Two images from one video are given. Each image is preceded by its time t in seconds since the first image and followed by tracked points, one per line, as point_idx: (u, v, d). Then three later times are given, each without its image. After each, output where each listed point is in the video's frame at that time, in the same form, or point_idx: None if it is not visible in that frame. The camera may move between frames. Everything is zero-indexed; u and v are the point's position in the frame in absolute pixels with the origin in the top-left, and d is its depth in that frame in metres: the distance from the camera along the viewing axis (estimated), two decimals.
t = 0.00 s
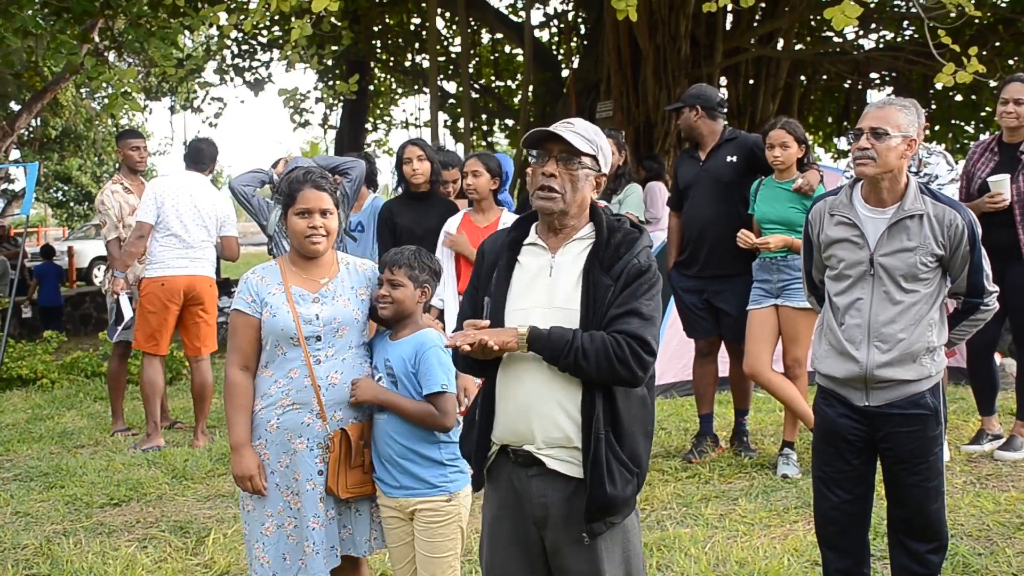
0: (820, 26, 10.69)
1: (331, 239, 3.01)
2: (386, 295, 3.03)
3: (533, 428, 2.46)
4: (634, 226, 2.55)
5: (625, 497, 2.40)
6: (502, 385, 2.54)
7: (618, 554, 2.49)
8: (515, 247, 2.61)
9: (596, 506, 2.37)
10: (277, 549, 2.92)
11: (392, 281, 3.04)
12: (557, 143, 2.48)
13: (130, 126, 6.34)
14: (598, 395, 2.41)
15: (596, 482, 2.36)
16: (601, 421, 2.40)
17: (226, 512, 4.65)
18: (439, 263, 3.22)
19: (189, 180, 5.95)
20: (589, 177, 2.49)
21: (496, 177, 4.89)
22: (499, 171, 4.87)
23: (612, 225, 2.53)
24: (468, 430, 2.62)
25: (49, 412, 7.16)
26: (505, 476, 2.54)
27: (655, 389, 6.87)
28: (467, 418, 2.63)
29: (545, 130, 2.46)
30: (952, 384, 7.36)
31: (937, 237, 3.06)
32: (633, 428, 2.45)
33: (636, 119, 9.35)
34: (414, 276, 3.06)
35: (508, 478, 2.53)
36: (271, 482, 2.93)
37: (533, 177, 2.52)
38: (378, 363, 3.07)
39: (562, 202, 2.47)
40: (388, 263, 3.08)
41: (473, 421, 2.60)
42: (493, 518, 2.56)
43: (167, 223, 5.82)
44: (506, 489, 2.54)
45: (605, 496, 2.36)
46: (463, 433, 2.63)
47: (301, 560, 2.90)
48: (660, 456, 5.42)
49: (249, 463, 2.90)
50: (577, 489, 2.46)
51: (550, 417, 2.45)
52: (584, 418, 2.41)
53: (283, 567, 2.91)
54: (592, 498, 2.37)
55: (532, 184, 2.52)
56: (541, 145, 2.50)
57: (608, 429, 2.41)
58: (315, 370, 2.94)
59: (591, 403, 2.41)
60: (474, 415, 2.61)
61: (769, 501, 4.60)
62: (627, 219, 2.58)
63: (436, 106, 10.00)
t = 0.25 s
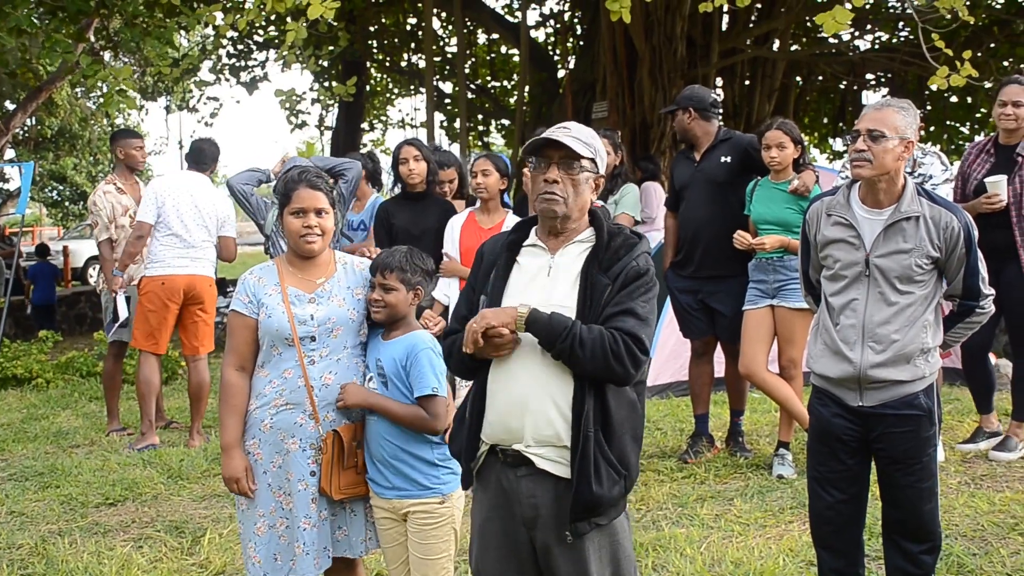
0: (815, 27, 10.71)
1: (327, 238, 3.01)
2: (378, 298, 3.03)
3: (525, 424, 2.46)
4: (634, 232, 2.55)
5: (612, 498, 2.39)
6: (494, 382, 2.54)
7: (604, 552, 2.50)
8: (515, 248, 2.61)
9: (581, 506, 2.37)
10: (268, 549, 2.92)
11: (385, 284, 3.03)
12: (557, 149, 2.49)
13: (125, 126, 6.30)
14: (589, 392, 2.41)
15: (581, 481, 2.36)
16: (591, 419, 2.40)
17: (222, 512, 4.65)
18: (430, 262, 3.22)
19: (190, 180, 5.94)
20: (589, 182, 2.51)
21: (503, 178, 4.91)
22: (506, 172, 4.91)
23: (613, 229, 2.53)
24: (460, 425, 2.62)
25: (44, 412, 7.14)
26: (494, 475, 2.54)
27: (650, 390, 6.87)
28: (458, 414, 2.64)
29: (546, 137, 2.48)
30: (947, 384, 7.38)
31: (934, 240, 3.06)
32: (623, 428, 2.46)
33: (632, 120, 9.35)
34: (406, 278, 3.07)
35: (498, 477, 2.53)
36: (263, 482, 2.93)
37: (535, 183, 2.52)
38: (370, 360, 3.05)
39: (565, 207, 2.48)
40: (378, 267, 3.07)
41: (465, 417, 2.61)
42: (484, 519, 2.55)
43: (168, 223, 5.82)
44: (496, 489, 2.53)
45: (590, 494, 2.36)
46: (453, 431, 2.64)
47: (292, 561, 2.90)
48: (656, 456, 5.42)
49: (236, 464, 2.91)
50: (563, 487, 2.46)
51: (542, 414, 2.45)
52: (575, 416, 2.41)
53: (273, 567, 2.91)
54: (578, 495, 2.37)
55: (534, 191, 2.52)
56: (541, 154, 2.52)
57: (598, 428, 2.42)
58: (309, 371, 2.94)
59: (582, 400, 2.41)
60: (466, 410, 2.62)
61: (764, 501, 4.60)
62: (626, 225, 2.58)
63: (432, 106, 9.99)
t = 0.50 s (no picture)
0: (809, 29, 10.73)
1: (319, 241, 3.01)
2: (360, 307, 3.02)
3: (524, 427, 2.46)
4: (623, 236, 2.57)
5: (614, 496, 2.42)
6: (491, 382, 2.53)
7: (606, 554, 2.51)
8: (504, 250, 2.60)
9: (584, 506, 2.38)
10: (257, 552, 2.92)
11: (367, 292, 3.02)
12: (575, 150, 2.52)
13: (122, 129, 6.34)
14: (587, 394, 2.43)
15: (584, 481, 2.38)
16: (590, 419, 2.42)
17: (215, 514, 4.64)
18: (410, 263, 3.19)
19: (188, 182, 5.96)
20: (591, 191, 2.54)
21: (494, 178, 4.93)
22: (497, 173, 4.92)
23: (602, 232, 2.55)
24: (457, 429, 2.61)
25: (37, 414, 7.12)
26: (493, 479, 2.53)
27: (644, 391, 6.88)
28: (455, 415, 2.62)
29: (569, 135, 2.51)
30: (940, 386, 7.40)
31: (926, 243, 3.07)
32: (619, 428, 2.48)
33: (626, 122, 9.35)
34: (386, 282, 3.05)
35: (496, 482, 2.53)
36: (254, 484, 2.93)
37: (543, 176, 2.52)
38: (363, 365, 3.07)
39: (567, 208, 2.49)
40: (360, 273, 3.04)
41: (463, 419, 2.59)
42: (482, 523, 2.54)
43: (164, 224, 5.83)
44: (494, 492, 2.53)
45: (594, 494, 2.38)
46: (450, 434, 2.62)
47: (280, 564, 2.89)
48: (650, 458, 5.43)
49: (227, 467, 2.91)
50: (563, 490, 2.46)
51: (541, 416, 2.45)
52: (575, 416, 2.42)
53: (262, 570, 2.90)
54: (581, 495, 2.38)
55: (542, 184, 2.52)
56: (564, 146, 2.53)
57: (596, 428, 2.44)
58: (300, 374, 2.94)
59: (580, 401, 2.43)
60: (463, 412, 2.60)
61: (758, 503, 4.61)
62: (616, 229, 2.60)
63: (427, 109, 9.98)
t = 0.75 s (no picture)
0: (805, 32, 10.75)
1: (316, 242, 3.01)
2: (346, 313, 3.00)
3: (530, 432, 2.46)
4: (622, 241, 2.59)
5: (618, 498, 2.45)
6: (495, 385, 2.52)
7: (610, 556, 2.52)
8: (503, 251, 2.58)
9: (591, 509, 2.41)
10: (255, 554, 2.91)
11: (348, 297, 3.00)
12: (584, 155, 2.51)
13: (117, 130, 6.33)
14: (593, 399, 2.46)
15: (592, 485, 2.41)
16: (597, 424, 2.45)
17: (211, 514, 4.64)
18: (394, 263, 3.14)
19: (183, 183, 5.97)
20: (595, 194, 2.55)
21: (485, 179, 4.90)
22: (485, 174, 4.89)
23: (602, 235, 2.57)
24: (458, 431, 2.58)
25: (33, 415, 7.11)
26: (494, 482, 2.53)
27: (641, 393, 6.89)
28: (456, 416, 2.59)
29: (581, 142, 2.47)
30: (936, 389, 7.41)
31: (921, 246, 3.07)
32: (621, 432, 2.52)
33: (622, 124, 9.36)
34: (365, 284, 3.00)
35: (498, 485, 2.52)
36: (251, 486, 2.93)
37: (550, 181, 2.49)
38: (359, 368, 3.04)
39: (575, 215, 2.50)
40: (344, 279, 3.01)
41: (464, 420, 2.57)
42: (482, 528, 2.53)
43: (160, 225, 5.84)
44: (494, 495, 2.52)
45: (600, 498, 2.41)
46: (450, 436, 2.59)
47: (278, 565, 2.88)
48: (646, 460, 5.43)
49: (223, 467, 2.91)
50: (566, 493, 2.47)
51: (547, 419, 2.46)
52: (581, 421, 2.44)
53: (260, 571, 2.90)
54: (589, 498, 2.41)
55: (550, 189, 2.49)
56: (572, 150, 2.50)
57: (601, 433, 2.47)
58: (297, 375, 2.93)
59: (587, 406, 2.45)
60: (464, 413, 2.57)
61: (754, 505, 4.61)
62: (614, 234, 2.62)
63: (423, 111, 9.99)
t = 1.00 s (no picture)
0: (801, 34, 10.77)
1: (314, 244, 3.01)
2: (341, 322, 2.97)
3: (534, 435, 2.46)
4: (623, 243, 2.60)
5: (622, 499, 2.47)
6: (498, 386, 2.50)
7: (610, 557, 2.54)
8: (503, 253, 2.58)
9: (596, 510, 2.43)
10: (256, 555, 2.91)
11: (340, 306, 2.97)
12: (583, 159, 2.48)
13: (112, 131, 6.33)
14: (597, 402, 2.47)
15: (598, 488, 2.42)
16: (601, 427, 2.46)
17: (207, 516, 4.64)
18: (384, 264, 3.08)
19: (179, 183, 5.96)
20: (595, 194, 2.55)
21: (481, 182, 4.89)
22: (478, 176, 4.86)
23: (604, 238, 2.57)
24: (460, 432, 2.55)
25: (28, 416, 7.10)
26: (496, 483, 2.52)
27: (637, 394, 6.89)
28: (458, 417, 2.56)
29: (580, 147, 2.45)
30: (932, 390, 7.42)
31: (919, 248, 3.08)
32: (624, 434, 2.53)
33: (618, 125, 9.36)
34: (352, 292, 2.96)
35: (500, 487, 2.52)
36: (252, 488, 2.93)
37: (553, 188, 2.48)
38: (359, 371, 3.04)
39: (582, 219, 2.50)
40: (337, 288, 2.97)
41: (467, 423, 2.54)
42: (483, 530, 2.53)
43: (156, 226, 5.83)
44: (496, 496, 2.52)
45: (606, 500, 2.42)
46: (452, 439, 2.55)
47: (280, 567, 2.89)
48: (642, 461, 5.43)
49: (223, 469, 2.90)
50: (569, 496, 2.48)
51: (551, 422, 2.46)
52: (584, 424, 2.45)
53: (262, 573, 2.90)
54: (594, 500, 2.42)
55: (554, 196, 2.48)
56: (567, 155, 2.46)
57: (605, 435, 2.48)
58: (297, 377, 2.93)
59: (592, 409, 2.46)
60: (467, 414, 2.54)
61: (750, 506, 4.62)
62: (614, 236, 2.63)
63: (420, 112, 9.98)
